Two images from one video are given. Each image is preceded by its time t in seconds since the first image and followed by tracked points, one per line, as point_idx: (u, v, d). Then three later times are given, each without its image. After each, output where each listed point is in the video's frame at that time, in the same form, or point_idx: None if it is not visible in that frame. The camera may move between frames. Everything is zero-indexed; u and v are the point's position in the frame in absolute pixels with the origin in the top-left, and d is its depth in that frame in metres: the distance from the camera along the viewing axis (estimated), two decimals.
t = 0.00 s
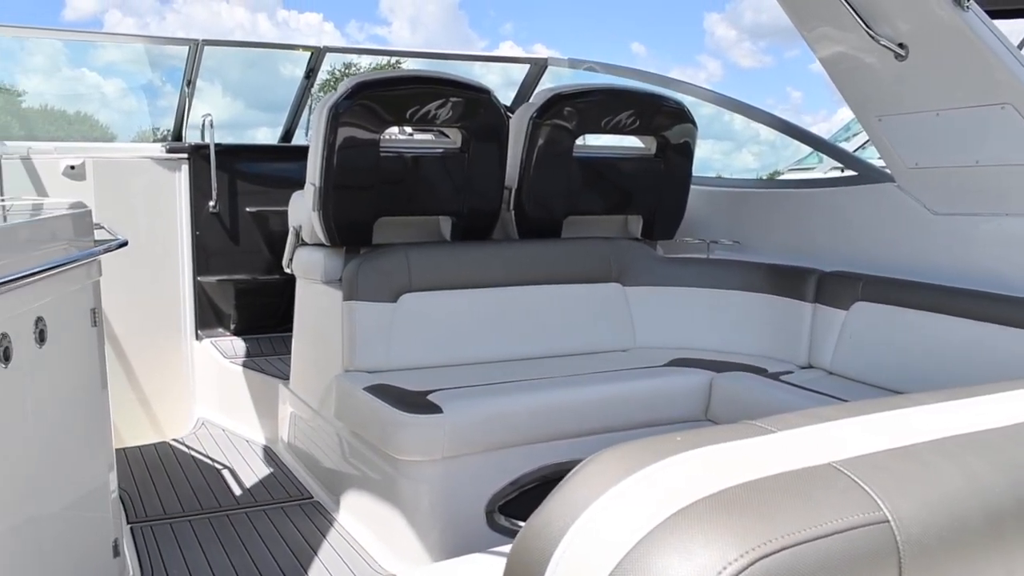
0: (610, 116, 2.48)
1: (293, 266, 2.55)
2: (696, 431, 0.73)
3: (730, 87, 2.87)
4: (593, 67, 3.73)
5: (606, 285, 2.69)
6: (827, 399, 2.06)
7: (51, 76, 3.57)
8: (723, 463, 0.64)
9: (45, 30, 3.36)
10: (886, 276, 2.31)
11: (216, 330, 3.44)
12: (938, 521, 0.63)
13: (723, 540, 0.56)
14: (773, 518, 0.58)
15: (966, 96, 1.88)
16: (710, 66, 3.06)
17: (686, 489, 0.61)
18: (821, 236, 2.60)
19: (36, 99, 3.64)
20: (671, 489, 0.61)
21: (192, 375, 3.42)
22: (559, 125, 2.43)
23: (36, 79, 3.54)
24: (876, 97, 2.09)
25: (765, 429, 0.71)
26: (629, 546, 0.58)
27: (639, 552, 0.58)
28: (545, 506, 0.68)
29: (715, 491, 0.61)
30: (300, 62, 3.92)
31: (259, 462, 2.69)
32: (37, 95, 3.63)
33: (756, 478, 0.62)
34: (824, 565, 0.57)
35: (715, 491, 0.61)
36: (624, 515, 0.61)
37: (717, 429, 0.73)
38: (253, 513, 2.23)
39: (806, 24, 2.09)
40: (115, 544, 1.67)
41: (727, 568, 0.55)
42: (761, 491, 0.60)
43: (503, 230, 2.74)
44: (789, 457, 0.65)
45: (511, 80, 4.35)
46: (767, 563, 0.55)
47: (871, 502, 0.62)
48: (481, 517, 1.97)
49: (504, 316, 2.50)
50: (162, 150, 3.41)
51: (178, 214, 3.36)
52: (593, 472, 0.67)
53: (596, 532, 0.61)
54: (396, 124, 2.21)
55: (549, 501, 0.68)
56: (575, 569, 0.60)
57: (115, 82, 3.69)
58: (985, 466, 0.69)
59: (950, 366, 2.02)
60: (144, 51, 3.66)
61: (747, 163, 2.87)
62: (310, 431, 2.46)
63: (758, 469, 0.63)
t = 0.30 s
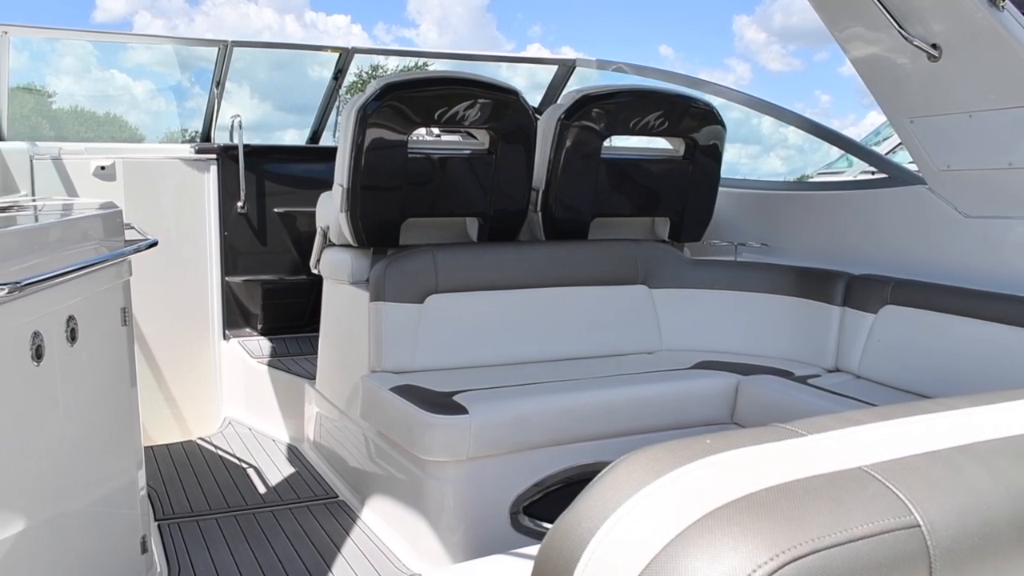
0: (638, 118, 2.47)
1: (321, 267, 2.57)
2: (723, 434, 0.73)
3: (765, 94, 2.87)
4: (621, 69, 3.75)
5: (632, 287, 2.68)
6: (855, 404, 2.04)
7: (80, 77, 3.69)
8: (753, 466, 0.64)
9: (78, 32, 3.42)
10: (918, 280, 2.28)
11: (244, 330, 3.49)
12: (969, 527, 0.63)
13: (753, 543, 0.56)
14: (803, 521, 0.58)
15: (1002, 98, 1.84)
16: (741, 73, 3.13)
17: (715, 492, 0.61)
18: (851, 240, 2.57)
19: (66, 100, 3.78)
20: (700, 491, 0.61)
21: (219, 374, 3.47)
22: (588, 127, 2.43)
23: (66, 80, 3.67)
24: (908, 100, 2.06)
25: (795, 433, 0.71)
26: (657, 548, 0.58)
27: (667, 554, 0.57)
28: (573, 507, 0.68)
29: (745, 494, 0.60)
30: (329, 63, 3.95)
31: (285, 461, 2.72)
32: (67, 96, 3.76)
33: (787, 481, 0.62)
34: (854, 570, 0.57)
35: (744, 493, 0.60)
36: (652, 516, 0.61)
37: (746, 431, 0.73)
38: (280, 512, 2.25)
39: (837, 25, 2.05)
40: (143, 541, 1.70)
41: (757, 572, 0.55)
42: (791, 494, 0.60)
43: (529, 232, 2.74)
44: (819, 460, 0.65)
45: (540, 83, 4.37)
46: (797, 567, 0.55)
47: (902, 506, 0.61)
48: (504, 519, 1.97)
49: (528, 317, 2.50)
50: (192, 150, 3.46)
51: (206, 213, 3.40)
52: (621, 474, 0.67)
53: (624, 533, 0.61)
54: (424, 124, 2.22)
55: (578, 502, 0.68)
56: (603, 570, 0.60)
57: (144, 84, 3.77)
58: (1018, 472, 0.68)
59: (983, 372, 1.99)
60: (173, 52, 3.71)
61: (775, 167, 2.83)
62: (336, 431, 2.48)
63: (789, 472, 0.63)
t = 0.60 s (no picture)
0: (667, 118, 2.47)
1: (350, 266, 2.60)
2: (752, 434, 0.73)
3: (796, 92, 2.83)
4: (650, 67, 3.77)
5: (660, 288, 2.68)
6: (886, 407, 2.02)
7: (111, 78, 3.73)
8: (780, 465, 0.64)
9: (110, 33, 3.46)
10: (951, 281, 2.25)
11: (272, 329, 3.54)
12: (1002, 530, 0.62)
13: (781, 544, 0.56)
14: (832, 523, 0.58)
15: None
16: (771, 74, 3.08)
17: (744, 492, 0.61)
18: (883, 241, 2.54)
19: (97, 101, 3.81)
20: (728, 491, 0.61)
21: (248, 372, 3.52)
22: (616, 127, 2.43)
23: (97, 81, 3.69)
24: (941, 99, 2.03)
25: (824, 433, 0.71)
26: (685, 548, 0.59)
27: (694, 554, 0.58)
28: (601, 506, 0.69)
29: (774, 494, 0.60)
30: (356, 65, 3.98)
31: (313, 459, 2.75)
32: (98, 97, 3.79)
33: (816, 482, 0.62)
34: (885, 570, 0.57)
35: (773, 494, 0.61)
36: (680, 515, 0.61)
37: (775, 432, 0.73)
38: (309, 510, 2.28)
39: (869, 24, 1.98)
40: (173, 537, 1.73)
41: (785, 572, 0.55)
42: (820, 495, 0.60)
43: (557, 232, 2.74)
44: (850, 461, 0.65)
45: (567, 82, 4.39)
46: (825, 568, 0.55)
47: (933, 508, 0.61)
48: (532, 519, 1.98)
49: (555, 317, 2.50)
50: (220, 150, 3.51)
51: (237, 213, 3.45)
52: (649, 473, 0.68)
53: (652, 533, 0.62)
54: (452, 124, 2.24)
55: (606, 501, 0.69)
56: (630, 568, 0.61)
57: (174, 85, 3.84)
58: None
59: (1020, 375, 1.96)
60: (202, 53, 3.76)
61: (806, 170, 2.82)
62: (365, 430, 2.51)
63: (819, 472, 0.63)
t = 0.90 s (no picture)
0: (698, 118, 2.46)
1: (380, 266, 2.62)
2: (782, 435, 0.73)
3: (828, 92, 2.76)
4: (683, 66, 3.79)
5: (691, 289, 2.66)
6: (919, 408, 2.00)
7: (144, 78, 3.76)
8: (810, 466, 0.64)
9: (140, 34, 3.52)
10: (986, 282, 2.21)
11: (303, 327, 3.59)
12: None
13: (811, 544, 0.56)
14: (864, 523, 0.58)
15: None
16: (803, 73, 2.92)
17: (774, 492, 0.61)
18: (919, 241, 2.51)
19: (130, 102, 3.84)
20: (758, 491, 0.62)
21: (278, 372, 3.56)
22: (647, 127, 2.43)
23: (129, 82, 3.74)
24: (975, 99, 2.00)
25: (856, 434, 0.71)
26: (714, 547, 0.59)
27: (723, 555, 0.58)
28: (629, 505, 0.69)
29: (804, 494, 0.61)
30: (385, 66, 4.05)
31: (342, 459, 2.78)
32: (130, 98, 3.82)
33: (847, 482, 0.62)
34: (916, 572, 0.57)
35: (803, 494, 0.61)
36: (709, 515, 0.62)
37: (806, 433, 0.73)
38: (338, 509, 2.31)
39: (902, 23, 1.97)
40: (203, 535, 1.77)
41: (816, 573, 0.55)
42: (851, 496, 0.60)
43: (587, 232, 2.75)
44: (882, 462, 0.65)
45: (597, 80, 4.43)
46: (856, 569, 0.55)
47: (966, 510, 0.61)
48: (562, 520, 1.98)
49: (585, 317, 2.51)
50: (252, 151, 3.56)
51: (268, 213, 3.51)
52: (678, 473, 0.68)
53: (680, 532, 0.62)
54: (482, 125, 2.25)
55: (635, 499, 0.69)
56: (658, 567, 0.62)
57: (205, 86, 3.89)
58: None
59: None
60: (233, 55, 3.80)
61: (838, 170, 2.79)
62: (394, 430, 2.53)
63: (850, 473, 0.63)
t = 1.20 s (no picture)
0: (730, 119, 2.44)
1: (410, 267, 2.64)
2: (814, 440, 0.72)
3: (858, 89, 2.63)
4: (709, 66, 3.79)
5: (721, 291, 2.65)
6: (954, 414, 1.96)
7: (174, 79, 3.80)
8: (845, 471, 0.64)
9: (173, 37, 3.57)
10: None
11: (332, 327, 3.63)
12: None
13: (846, 549, 0.56)
14: (900, 529, 0.57)
15: None
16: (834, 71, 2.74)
17: (808, 496, 0.61)
18: (955, 244, 2.46)
19: (161, 102, 3.89)
20: (793, 496, 0.61)
21: (307, 371, 3.59)
22: (680, 129, 2.42)
23: (160, 82, 3.79)
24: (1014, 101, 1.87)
25: (891, 438, 0.70)
26: (748, 551, 0.59)
27: (757, 559, 0.58)
28: (661, 509, 0.69)
29: (839, 499, 0.60)
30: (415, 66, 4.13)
31: (371, 458, 2.81)
32: (161, 98, 3.88)
33: (883, 488, 0.61)
34: None
35: (839, 498, 0.60)
36: (744, 519, 0.61)
37: (840, 437, 0.72)
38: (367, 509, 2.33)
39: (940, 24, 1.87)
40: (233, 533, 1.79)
41: None
42: (887, 501, 0.60)
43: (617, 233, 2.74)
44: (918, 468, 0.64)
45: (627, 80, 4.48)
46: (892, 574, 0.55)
47: (1004, 516, 0.60)
48: (589, 521, 1.98)
49: (614, 319, 2.50)
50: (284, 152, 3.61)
51: (300, 214, 3.55)
52: (711, 477, 0.68)
53: (714, 536, 0.62)
54: (513, 125, 2.26)
55: (667, 503, 0.69)
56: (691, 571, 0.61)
57: (235, 86, 3.92)
58: None
59: None
60: (264, 55, 3.85)
61: (870, 172, 2.72)
62: (423, 430, 2.55)
63: (886, 478, 0.63)
